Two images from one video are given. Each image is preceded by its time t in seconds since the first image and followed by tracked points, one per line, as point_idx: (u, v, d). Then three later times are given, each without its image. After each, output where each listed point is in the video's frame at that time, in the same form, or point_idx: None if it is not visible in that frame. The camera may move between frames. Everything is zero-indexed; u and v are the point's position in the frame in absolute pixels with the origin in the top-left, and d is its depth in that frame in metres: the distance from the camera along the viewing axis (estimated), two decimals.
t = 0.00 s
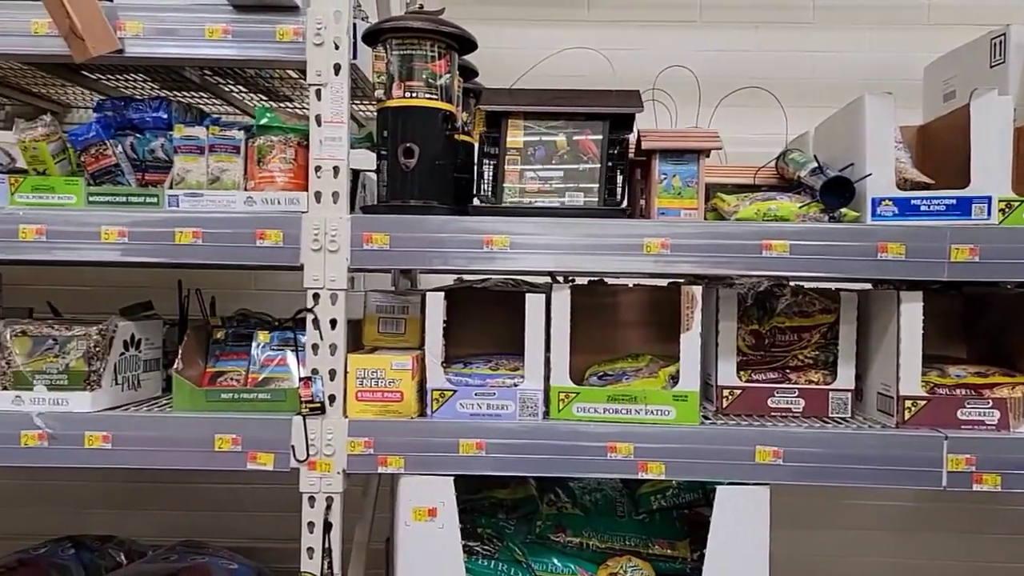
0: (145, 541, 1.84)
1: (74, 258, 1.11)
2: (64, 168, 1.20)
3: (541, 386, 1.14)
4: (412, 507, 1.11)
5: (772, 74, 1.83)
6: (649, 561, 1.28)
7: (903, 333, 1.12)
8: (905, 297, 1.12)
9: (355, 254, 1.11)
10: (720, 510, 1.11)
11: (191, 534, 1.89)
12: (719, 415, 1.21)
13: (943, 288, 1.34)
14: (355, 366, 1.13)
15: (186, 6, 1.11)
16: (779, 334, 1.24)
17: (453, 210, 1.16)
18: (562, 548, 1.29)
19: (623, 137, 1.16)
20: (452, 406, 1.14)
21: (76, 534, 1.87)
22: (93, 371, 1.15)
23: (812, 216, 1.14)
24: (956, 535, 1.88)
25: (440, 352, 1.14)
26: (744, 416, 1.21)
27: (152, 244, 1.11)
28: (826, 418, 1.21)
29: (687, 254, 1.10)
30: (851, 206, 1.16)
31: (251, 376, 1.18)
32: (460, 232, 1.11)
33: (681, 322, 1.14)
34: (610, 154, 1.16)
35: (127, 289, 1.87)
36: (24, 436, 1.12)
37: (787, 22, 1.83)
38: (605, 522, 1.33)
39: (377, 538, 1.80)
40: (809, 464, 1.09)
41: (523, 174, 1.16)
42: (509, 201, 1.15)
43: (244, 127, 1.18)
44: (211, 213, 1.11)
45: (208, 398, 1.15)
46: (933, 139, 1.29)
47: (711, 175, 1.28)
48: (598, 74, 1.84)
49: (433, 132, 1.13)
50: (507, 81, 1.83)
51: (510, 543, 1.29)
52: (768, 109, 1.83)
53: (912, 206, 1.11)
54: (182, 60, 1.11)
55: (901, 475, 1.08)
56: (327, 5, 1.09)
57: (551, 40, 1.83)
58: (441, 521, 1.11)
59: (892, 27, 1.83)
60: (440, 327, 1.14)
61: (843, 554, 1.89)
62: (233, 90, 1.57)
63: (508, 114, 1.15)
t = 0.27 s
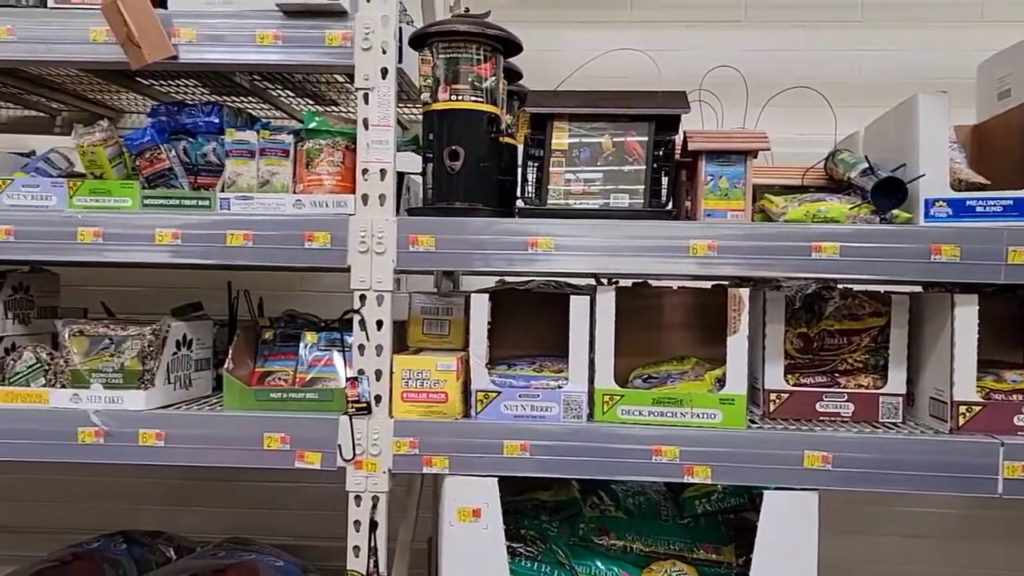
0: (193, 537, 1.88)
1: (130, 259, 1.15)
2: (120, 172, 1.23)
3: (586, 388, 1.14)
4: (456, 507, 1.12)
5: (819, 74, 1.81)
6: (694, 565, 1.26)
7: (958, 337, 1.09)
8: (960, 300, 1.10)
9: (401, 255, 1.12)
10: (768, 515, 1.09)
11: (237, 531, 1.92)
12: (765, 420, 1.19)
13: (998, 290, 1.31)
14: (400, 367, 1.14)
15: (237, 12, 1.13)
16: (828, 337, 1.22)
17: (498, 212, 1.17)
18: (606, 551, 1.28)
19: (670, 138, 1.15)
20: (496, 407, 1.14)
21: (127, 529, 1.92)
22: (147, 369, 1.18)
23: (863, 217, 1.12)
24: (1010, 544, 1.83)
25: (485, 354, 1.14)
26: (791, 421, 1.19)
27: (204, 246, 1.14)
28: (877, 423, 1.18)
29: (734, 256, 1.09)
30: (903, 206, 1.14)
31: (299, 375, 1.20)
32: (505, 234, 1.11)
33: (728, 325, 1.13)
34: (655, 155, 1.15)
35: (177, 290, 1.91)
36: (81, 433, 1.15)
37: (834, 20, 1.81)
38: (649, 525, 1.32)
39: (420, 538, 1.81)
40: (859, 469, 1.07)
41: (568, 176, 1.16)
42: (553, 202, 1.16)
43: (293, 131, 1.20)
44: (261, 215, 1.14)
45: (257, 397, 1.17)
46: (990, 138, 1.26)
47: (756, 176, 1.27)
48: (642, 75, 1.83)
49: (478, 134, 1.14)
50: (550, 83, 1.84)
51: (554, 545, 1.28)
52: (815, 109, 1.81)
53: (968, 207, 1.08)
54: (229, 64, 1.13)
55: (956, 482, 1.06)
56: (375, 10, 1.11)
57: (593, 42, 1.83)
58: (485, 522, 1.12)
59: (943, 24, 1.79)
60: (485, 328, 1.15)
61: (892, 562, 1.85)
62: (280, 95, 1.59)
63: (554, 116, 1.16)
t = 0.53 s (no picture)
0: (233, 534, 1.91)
1: (176, 262, 1.17)
2: (166, 176, 1.26)
3: (623, 391, 1.13)
4: (494, 508, 1.12)
5: (860, 73, 1.78)
6: (732, 569, 1.26)
7: (1005, 341, 1.07)
8: (1007, 303, 1.07)
9: (439, 258, 1.13)
10: (809, 519, 1.08)
11: (276, 529, 1.95)
12: (806, 423, 1.18)
13: None
14: (438, 368, 1.14)
15: (278, 19, 1.15)
16: (870, 340, 1.20)
17: (535, 215, 1.17)
18: (644, 555, 1.28)
19: (709, 139, 1.15)
20: (533, 409, 1.14)
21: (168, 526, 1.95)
22: (191, 369, 1.21)
23: (906, 218, 1.10)
24: None
25: (522, 355, 1.14)
26: (832, 425, 1.18)
27: (247, 248, 1.16)
28: (920, 427, 1.16)
29: (775, 258, 1.08)
30: (949, 207, 1.12)
31: (339, 376, 1.22)
32: (543, 236, 1.11)
33: (769, 327, 1.12)
34: (694, 156, 1.15)
35: (218, 291, 1.95)
36: (128, 431, 1.17)
37: (876, 19, 1.78)
38: (687, 528, 1.31)
39: (456, 539, 1.82)
40: (903, 474, 1.06)
41: (606, 178, 1.16)
42: (590, 204, 1.15)
43: (333, 135, 1.22)
44: (302, 218, 1.16)
45: (298, 397, 1.19)
46: None
47: (797, 177, 1.27)
48: (678, 77, 1.82)
49: (516, 137, 1.14)
50: (586, 85, 1.83)
51: (590, 547, 1.29)
52: (856, 109, 1.78)
53: (1015, 208, 1.06)
54: (269, 72, 1.15)
55: (1003, 488, 1.04)
56: (413, 15, 1.12)
57: (629, 43, 1.83)
58: (523, 523, 1.12)
59: (988, 21, 1.76)
60: (522, 330, 1.15)
61: (935, 569, 1.81)
62: (319, 99, 1.62)
63: (592, 119, 1.16)
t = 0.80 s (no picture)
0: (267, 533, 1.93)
1: (214, 264, 1.19)
2: (204, 179, 1.28)
3: (656, 393, 1.13)
4: (527, 509, 1.13)
5: (896, 72, 1.76)
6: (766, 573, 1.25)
7: None
8: None
9: (472, 259, 1.14)
10: (845, 524, 1.07)
11: (309, 528, 1.97)
12: (842, 427, 1.16)
13: None
14: (471, 369, 1.15)
15: (313, 23, 1.16)
16: (909, 342, 1.19)
17: (567, 216, 1.17)
18: (677, 557, 1.27)
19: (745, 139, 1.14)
20: (565, 411, 1.14)
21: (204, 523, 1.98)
22: (229, 369, 1.23)
23: (946, 220, 1.09)
24: None
25: (554, 357, 1.14)
26: (869, 429, 1.16)
27: (283, 250, 1.17)
28: (959, 431, 1.15)
29: (812, 259, 1.07)
30: (990, 208, 1.10)
31: (373, 376, 1.23)
32: (576, 237, 1.11)
33: (804, 329, 1.11)
34: (729, 157, 1.14)
35: (253, 293, 1.97)
36: (167, 430, 1.19)
37: (913, 17, 1.76)
38: (721, 531, 1.30)
39: (489, 540, 1.82)
40: (942, 479, 1.04)
41: (639, 179, 1.15)
42: (623, 205, 1.15)
43: (367, 138, 1.23)
44: (338, 221, 1.17)
45: (333, 398, 1.20)
46: None
47: (835, 178, 1.26)
48: (711, 77, 1.81)
49: (549, 139, 1.15)
50: (617, 86, 1.83)
51: (623, 550, 1.28)
52: (893, 108, 1.76)
53: None
54: (303, 75, 1.17)
55: None
56: (447, 18, 1.13)
57: (661, 44, 1.82)
58: (556, 525, 1.12)
59: None
60: (555, 331, 1.15)
61: None
62: (353, 102, 1.63)
63: (625, 120, 1.16)
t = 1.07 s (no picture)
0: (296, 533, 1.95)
1: (247, 266, 1.21)
2: (237, 181, 1.30)
3: (687, 396, 1.12)
4: (557, 512, 1.12)
5: (930, 71, 1.74)
6: None
7: None
8: None
9: (501, 261, 1.14)
10: (881, 529, 1.06)
11: (337, 528, 1.98)
12: (876, 431, 1.15)
13: None
14: (501, 371, 1.15)
15: (345, 26, 1.17)
16: (944, 345, 1.17)
17: (597, 218, 1.17)
18: (707, 561, 1.26)
19: (778, 139, 1.13)
20: (595, 413, 1.14)
21: (233, 523, 2.00)
22: (260, 370, 1.24)
23: (984, 220, 1.07)
24: None
25: (584, 359, 1.14)
26: (903, 432, 1.15)
27: (314, 252, 1.18)
28: (997, 436, 1.13)
29: (846, 261, 1.06)
30: None
31: (402, 377, 1.24)
32: (606, 239, 1.11)
33: (838, 332, 1.10)
34: (761, 158, 1.13)
35: (283, 294, 1.99)
36: (200, 430, 1.21)
37: (947, 15, 1.73)
38: (752, 536, 1.29)
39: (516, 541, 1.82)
40: (980, 484, 1.02)
41: (670, 180, 1.15)
42: (654, 207, 1.14)
43: (397, 140, 1.24)
44: (368, 223, 1.17)
45: (363, 399, 1.21)
46: None
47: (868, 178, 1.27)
48: (741, 77, 1.79)
49: (579, 140, 1.14)
50: (645, 87, 1.82)
51: (652, 553, 1.27)
52: (927, 108, 1.74)
53: None
54: (334, 78, 1.18)
55: None
56: (478, 20, 1.13)
57: (690, 44, 1.81)
58: (585, 527, 1.12)
59: None
60: (585, 333, 1.15)
61: None
62: (382, 105, 1.64)
63: (656, 121, 1.15)
